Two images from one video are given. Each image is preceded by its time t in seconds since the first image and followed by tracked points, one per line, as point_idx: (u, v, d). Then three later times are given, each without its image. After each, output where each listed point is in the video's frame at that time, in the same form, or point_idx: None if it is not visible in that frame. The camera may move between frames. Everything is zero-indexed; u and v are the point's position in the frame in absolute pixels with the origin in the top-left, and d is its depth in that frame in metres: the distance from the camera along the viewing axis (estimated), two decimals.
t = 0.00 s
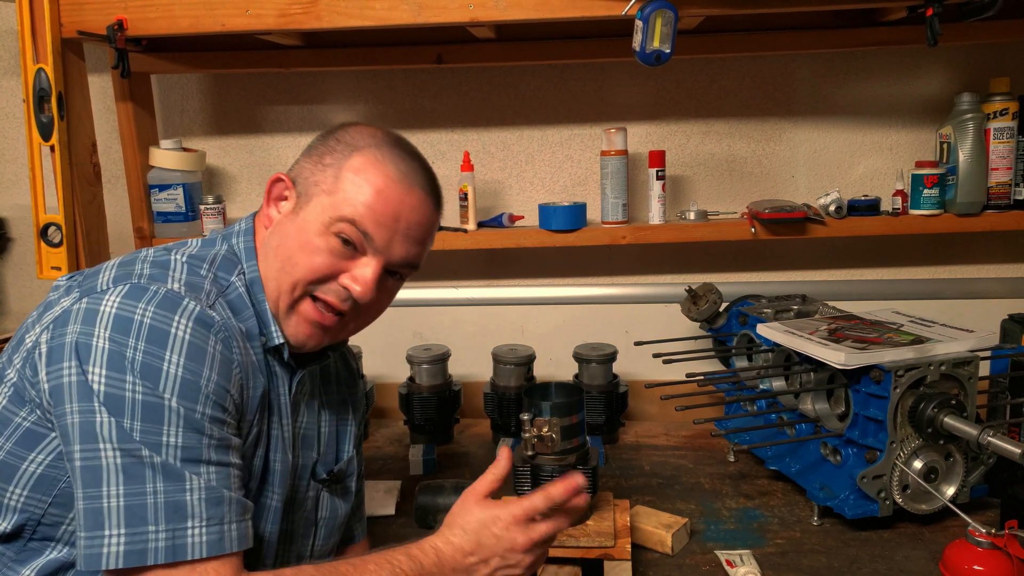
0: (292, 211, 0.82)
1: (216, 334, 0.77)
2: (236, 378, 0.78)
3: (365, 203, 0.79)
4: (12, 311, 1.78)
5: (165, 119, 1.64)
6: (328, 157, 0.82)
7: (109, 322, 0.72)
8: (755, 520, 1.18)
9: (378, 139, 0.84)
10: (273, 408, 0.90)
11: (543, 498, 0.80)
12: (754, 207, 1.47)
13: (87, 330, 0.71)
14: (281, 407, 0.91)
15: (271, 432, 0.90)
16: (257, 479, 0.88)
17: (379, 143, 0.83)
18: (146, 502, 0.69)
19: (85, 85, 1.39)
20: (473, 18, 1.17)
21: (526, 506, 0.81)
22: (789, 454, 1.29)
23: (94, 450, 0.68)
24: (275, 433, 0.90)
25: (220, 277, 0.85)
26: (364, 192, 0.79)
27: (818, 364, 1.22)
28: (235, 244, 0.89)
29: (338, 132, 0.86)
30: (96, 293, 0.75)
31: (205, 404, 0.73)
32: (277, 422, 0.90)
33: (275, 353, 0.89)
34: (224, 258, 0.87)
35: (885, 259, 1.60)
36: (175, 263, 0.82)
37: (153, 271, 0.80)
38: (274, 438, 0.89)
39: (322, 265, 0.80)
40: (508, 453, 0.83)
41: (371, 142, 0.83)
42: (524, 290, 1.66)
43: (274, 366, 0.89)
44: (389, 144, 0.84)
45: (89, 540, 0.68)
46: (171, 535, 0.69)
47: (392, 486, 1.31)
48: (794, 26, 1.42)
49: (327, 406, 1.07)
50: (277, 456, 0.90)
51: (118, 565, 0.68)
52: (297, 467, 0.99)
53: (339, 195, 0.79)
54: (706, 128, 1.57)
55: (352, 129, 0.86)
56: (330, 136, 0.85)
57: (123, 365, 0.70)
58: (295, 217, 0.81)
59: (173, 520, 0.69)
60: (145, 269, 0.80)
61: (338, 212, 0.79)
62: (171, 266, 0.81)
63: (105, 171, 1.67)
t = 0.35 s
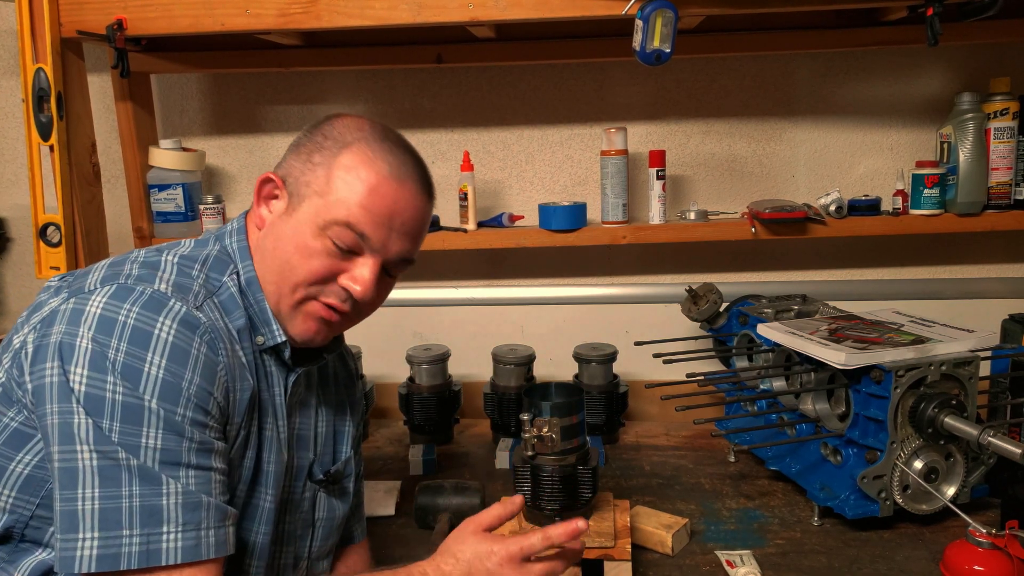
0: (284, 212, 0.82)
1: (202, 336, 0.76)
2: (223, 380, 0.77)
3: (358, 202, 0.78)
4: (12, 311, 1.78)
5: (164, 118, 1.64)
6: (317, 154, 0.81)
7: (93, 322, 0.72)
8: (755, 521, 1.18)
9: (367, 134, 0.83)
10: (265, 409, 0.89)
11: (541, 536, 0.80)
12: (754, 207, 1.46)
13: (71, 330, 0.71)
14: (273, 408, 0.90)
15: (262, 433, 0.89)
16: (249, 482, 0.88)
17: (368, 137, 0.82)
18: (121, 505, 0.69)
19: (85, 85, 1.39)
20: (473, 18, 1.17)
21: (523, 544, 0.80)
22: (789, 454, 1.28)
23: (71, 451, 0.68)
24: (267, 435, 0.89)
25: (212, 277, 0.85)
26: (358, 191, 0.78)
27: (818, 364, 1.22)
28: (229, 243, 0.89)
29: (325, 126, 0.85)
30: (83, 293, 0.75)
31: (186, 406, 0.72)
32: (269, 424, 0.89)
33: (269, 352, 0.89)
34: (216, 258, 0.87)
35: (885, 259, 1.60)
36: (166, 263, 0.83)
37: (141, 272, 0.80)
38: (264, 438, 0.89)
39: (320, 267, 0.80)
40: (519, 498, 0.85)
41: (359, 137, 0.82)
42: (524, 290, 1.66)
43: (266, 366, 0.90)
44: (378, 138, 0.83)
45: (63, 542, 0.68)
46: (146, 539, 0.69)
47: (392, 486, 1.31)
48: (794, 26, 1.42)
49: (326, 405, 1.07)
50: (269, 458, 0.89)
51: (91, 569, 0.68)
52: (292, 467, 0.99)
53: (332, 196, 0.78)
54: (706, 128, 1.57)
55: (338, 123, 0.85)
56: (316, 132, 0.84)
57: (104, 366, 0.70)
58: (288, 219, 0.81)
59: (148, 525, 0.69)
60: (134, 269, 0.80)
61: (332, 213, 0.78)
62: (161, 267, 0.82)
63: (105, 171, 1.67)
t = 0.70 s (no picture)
0: (305, 233, 0.80)
1: (208, 343, 0.76)
2: (229, 388, 0.78)
3: (384, 233, 0.78)
4: (12, 310, 1.78)
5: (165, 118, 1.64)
6: (340, 176, 0.79)
7: (100, 329, 0.72)
8: (755, 521, 1.18)
9: (391, 155, 0.80)
10: (270, 413, 0.90)
11: (534, 542, 0.79)
12: (754, 207, 1.46)
13: (78, 336, 0.71)
14: (278, 414, 0.90)
15: (268, 438, 0.90)
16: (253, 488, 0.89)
17: (392, 159, 0.80)
18: (128, 514, 0.68)
19: (85, 86, 1.39)
20: (473, 18, 1.17)
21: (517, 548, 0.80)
22: (789, 454, 1.28)
23: (78, 460, 0.68)
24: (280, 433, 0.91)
25: (217, 282, 0.84)
26: (384, 221, 0.77)
27: (818, 364, 1.22)
28: (235, 248, 0.88)
29: (344, 140, 0.82)
30: (89, 299, 0.75)
31: (194, 415, 0.72)
32: (275, 429, 0.90)
33: (275, 359, 0.89)
34: (220, 262, 0.86)
35: (885, 259, 1.60)
36: (171, 269, 0.82)
37: (147, 277, 0.79)
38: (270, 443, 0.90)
39: (342, 292, 0.80)
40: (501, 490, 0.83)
41: (382, 159, 0.80)
42: (524, 290, 1.66)
43: (272, 372, 0.90)
44: (403, 161, 0.81)
45: (70, 550, 0.68)
46: (153, 549, 0.69)
47: (392, 486, 1.31)
48: (794, 26, 1.42)
49: (326, 409, 1.07)
50: (273, 464, 0.90)
51: None
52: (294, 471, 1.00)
53: (357, 225, 0.77)
54: (706, 128, 1.57)
55: (359, 138, 0.82)
56: (338, 147, 0.81)
57: (112, 374, 0.70)
58: (309, 241, 0.80)
59: (156, 534, 0.69)
60: (139, 274, 0.80)
61: (357, 243, 0.77)
62: (167, 273, 0.81)
63: (105, 171, 1.67)
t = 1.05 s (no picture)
0: (313, 239, 0.80)
1: (217, 351, 0.76)
2: (237, 397, 0.78)
3: (389, 247, 0.77)
4: (12, 311, 1.78)
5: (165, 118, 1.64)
6: (355, 188, 0.79)
7: (108, 337, 0.72)
8: (755, 521, 1.18)
9: (409, 173, 0.80)
10: (278, 420, 0.90)
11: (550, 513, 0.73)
12: (754, 207, 1.46)
13: (86, 344, 0.71)
14: (285, 420, 0.90)
15: (275, 445, 0.90)
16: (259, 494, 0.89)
17: (410, 178, 0.80)
18: (134, 524, 0.68)
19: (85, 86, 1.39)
20: (473, 18, 1.17)
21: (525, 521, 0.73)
22: (789, 454, 1.28)
23: (85, 469, 0.68)
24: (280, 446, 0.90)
25: (225, 288, 0.84)
26: (390, 235, 0.77)
27: (819, 364, 1.22)
28: (244, 253, 0.88)
29: (365, 153, 0.82)
30: (97, 306, 0.75)
31: (201, 424, 0.72)
32: (282, 435, 0.90)
33: (282, 366, 0.89)
34: (228, 268, 0.86)
35: (886, 259, 1.60)
36: (178, 275, 0.82)
37: (156, 284, 0.79)
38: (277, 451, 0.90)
39: (341, 303, 0.80)
40: (507, 461, 0.72)
41: (399, 175, 0.80)
42: (523, 290, 1.66)
43: (279, 378, 0.90)
44: (421, 181, 0.80)
45: (77, 559, 0.68)
46: (159, 559, 0.69)
47: (392, 486, 1.31)
48: (794, 26, 1.42)
49: (332, 413, 1.07)
50: (280, 470, 0.90)
51: None
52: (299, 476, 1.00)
53: (364, 236, 0.77)
54: (707, 128, 1.56)
55: (381, 153, 0.82)
56: (359, 160, 0.82)
57: (119, 382, 0.70)
58: (315, 248, 0.80)
59: (162, 544, 0.69)
60: (146, 281, 0.80)
61: (362, 256, 0.77)
62: (174, 279, 0.81)
63: (105, 171, 1.67)
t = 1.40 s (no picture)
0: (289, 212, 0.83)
1: (191, 345, 0.76)
2: (212, 392, 0.77)
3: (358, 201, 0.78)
4: (12, 310, 1.78)
5: (165, 118, 1.64)
6: (325, 158, 0.83)
7: (82, 329, 0.72)
8: (755, 521, 1.18)
9: (377, 138, 0.83)
10: (262, 417, 0.90)
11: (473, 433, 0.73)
12: (754, 207, 1.46)
13: (60, 335, 0.71)
14: (271, 417, 0.90)
15: (261, 442, 0.90)
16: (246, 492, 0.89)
17: (378, 141, 0.83)
18: (90, 518, 0.68)
19: (85, 86, 1.39)
20: (473, 18, 1.17)
21: (463, 446, 0.73)
22: (789, 454, 1.29)
23: (46, 461, 0.68)
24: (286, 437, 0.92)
25: (213, 284, 0.85)
26: (358, 189, 0.79)
27: (818, 364, 1.22)
28: (235, 249, 0.90)
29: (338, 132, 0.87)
30: (76, 299, 0.76)
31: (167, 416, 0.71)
32: (269, 433, 0.90)
33: (271, 361, 0.90)
34: (217, 264, 0.87)
35: (885, 259, 1.60)
36: (164, 270, 0.82)
37: (137, 279, 0.79)
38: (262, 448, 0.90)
39: (316, 264, 0.80)
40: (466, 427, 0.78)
41: (367, 140, 0.83)
42: (523, 290, 1.66)
43: (270, 374, 0.90)
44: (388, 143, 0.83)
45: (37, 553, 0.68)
46: (113, 555, 0.68)
47: (392, 486, 1.31)
48: (793, 26, 1.42)
49: (331, 414, 1.07)
50: (267, 468, 0.90)
51: None
52: (297, 476, 0.99)
53: (332, 194, 0.80)
54: (706, 128, 1.57)
55: (352, 129, 0.86)
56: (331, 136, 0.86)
57: (87, 372, 0.70)
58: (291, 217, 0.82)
59: (117, 540, 0.68)
60: (131, 275, 0.80)
61: (331, 211, 0.79)
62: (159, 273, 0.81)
63: (105, 171, 1.67)
